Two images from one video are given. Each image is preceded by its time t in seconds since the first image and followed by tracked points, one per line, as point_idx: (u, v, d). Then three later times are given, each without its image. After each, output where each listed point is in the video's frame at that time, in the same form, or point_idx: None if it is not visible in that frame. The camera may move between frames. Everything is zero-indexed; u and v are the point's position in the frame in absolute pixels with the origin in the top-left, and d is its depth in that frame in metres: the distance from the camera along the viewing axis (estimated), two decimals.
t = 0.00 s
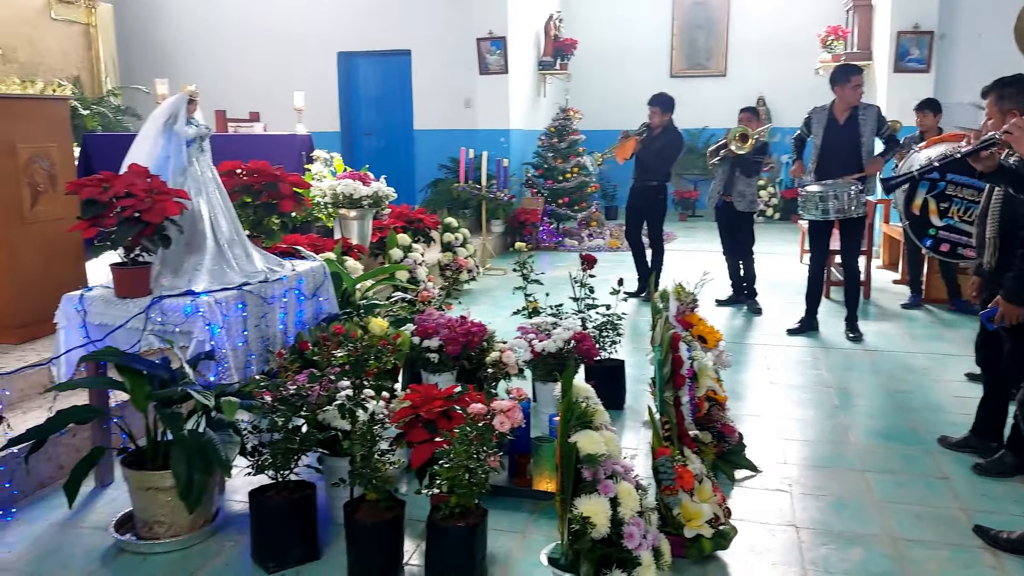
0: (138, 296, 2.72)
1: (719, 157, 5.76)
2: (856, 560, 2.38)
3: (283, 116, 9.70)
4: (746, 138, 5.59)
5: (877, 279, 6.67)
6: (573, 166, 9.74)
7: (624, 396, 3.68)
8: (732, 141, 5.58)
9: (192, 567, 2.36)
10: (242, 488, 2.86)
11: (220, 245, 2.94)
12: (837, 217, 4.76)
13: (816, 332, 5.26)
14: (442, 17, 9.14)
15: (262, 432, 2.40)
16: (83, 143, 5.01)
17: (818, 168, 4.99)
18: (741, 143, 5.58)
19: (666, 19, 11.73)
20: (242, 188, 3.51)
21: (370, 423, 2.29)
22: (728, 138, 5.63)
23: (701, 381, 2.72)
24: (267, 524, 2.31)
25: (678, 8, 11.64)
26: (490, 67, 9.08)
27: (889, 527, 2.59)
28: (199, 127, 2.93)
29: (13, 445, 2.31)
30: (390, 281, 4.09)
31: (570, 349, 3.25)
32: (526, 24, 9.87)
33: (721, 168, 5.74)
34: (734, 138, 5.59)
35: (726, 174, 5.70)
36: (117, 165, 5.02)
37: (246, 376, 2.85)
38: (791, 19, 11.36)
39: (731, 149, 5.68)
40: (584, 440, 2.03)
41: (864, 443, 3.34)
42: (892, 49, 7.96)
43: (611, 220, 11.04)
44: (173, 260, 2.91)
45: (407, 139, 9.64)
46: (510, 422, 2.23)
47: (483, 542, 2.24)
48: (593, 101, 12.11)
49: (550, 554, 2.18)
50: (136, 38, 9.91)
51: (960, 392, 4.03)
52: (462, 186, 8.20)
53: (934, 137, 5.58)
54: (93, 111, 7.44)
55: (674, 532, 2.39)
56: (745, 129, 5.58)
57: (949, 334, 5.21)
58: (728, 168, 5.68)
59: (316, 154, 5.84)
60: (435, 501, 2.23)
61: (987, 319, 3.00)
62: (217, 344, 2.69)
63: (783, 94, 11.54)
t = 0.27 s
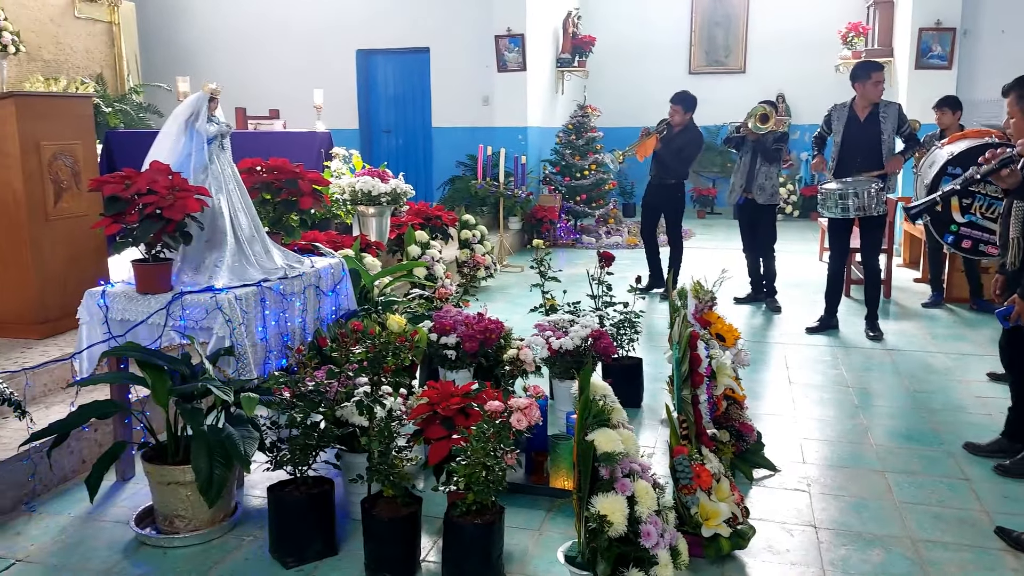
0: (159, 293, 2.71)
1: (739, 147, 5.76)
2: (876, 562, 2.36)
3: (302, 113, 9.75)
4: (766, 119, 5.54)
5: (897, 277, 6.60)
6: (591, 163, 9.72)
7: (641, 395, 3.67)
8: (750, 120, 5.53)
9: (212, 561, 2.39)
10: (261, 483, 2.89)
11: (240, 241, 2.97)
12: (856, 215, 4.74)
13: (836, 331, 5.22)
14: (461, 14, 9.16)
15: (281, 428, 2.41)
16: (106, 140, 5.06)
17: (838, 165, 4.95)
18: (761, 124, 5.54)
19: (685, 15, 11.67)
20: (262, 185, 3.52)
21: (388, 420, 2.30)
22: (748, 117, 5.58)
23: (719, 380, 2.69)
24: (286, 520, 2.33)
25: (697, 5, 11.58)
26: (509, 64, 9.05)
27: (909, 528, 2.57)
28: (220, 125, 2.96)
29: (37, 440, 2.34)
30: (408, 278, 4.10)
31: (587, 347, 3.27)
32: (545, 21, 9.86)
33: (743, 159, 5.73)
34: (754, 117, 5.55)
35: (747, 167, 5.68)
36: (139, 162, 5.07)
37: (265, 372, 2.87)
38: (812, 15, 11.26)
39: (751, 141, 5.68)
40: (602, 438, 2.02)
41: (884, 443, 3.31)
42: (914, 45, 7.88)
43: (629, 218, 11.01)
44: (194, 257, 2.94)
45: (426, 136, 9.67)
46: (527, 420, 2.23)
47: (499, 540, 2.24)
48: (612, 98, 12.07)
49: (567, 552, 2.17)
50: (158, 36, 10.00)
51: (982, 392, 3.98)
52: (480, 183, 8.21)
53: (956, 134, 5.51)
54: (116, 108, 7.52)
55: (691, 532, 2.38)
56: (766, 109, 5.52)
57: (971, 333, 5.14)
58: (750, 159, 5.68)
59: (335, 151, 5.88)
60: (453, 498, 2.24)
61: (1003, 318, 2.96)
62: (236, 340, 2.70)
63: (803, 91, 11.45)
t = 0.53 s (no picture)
0: (177, 289, 2.74)
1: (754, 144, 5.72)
2: (891, 562, 2.34)
3: (317, 110, 9.78)
4: (782, 116, 5.45)
5: (913, 276, 6.55)
6: (605, 161, 9.70)
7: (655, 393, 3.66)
8: (766, 117, 5.44)
9: (226, 556, 2.40)
10: (275, 479, 2.90)
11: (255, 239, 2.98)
12: (873, 213, 4.70)
13: (852, 330, 5.18)
14: (475, 12, 9.17)
15: (295, 424, 2.43)
16: (123, 137, 5.10)
17: (854, 163, 4.91)
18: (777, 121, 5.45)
19: (700, 12, 11.62)
20: (277, 182, 3.54)
21: (401, 417, 2.31)
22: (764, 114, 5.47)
23: (733, 378, 2.68)
24: (300, 516, 2.34)
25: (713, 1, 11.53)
26: (523, 61, 9.06)
27: (925, 528, 2.55)
28: (235, 123, 2.98)
29: (55, 435, 2.37)
30: (422, 276, 4.10)
31: (601, 345, 3.25)
32: (559, 18, 9.84)
33: (760, 157, 5.68)
34: (770, 114, 5.44)
35: (765, 165, 5.63)
36: (156, 159, 5.10)
37: (279, 369, 2.89)
38: (828, 12, 11.18)
39: (768, 139, 5.63)
40: (614, 437, 2.01)
41: (899, 443, 3.28)
42: (931, 42, 7.85)
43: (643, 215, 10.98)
44: (209, 254, 2.95)
45: (440, 133, 9.68)
46: (540, 418, 2.23)
47: (512, 537, 2.24)
48: (626, 96, 12.03)
49: (580, 551, 2.17)
50: (175, 34, 10.06)
51: (999, 392, 3.94)
52: (494, 181, 8.21)
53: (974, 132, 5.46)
54: (133, 106, 7.57)
55: (705, 531, 2.37)
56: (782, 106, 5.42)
57: (988, 332, 5.10)
58: (767, 157, 5.63)
59: (349, 148, 5.90)
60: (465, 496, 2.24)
61: None
62: (251, 337, 2.72)
63: (819, 88, 11.37)
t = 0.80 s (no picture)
0: (184, 288, 2.75)
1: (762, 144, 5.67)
2: (899, 563, 2.33)
3: (324, 109, 9.79)
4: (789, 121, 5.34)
5: (921, 275, 6.53)
6: (613, 160, 9.70)
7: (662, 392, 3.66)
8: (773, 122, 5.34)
9: (234, 555, 2.41)
10: (282, 477, 2.91)
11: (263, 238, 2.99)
12: (880, 212, 4.69)
13: (860, 329, 5.16)
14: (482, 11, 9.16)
15: (302, 423, 2.43)
16: (132, 137, 5.12)
17: (863, 162, 4.89)
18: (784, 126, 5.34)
19: (707, 10, 11.59)
20: (285, 181, 3.55)
21: (408, 416, 2.31)
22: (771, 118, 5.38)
23: (741, 378, 2.67)
24: (307, 514, 2.35)
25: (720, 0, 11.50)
26: (531, 60, 9.03)
27: (933, 529, 2.54)
28: (243, 122, 2.99)
29: (63, 433, 2.38)
30: (429, 275, 4.10)
31: (608, 344, 3.23)
32: (567, 17, 9.82)
33: (768, 158, 5.66)
34: (777, 119, 5.35)
35: (773, 165, 5.62)
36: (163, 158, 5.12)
37: (287, 367, 2.90)
38: (836, 10, 11.14)
39: (776, 140, 5.60)
40: (621, 437, 2.01)
41: (907, 444, 3.27)
42: (940, 41, 7.79)
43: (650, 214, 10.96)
44: (217, 253, 2.95)
45: (447, 132, 9.69)
46: (547, 417, 2.22)
47: (519, 537, 2.24)
48: (634, 94, 12.00)
49: (586, 550, 2.16)
50: (183, 33, 10.09)
51: (1007, 392, 3.92)
52: (501, 180, 8.21)
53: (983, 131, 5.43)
54: (141, 105, 7.59)
55: (712, 531, 2.36)
56: (789, 110, 5.32)
57: (997, 332, 5.07)
58: (775, 158, 5.60)
59: (357, 147, 5.91)
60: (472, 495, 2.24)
61: None
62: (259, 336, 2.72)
63: (828, 87, 11.32)
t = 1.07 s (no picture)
0: (187, 287, 2.76)
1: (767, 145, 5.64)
2: (902, 563, 2.33)
3: (329, 107, 9.80)
4: (792, 124, 5.34)
5: (926, 275, 6.51)
6: (617, 159, 9.69)
7: (666, 391, 3.66)
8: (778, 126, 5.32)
9: (237, 553, 2.41)
10: (286, 476, 2.91)
11: (267, 237, 2.99)
12: (885, 212, 4.66)
13: (864, 329, 5.15)
14: (487, 10, 9.16)
15: (306, 422, 2.43)
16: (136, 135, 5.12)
17: (868, 161, 4.88)
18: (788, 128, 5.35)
19: (712, 9, 11.57)
20: (289, 180, 3.55)
21: (412, 415, 2.31)
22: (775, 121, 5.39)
23: (744, 377, 2.67)
24: (311, 513, 2.35)
25: None
26: (535, 59, 9.00)
27: (937, 529, 2.53)
28: (247, 120, 3.00)
29: (67, 431, 2.38)
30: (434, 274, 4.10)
31: (612, 343, 3.25)
32: (571, 16, 9.80)
33: (772, 158, 5.65)
34: (781, 123, 5.36)
35: (777, 166, 5.61)
36: (167, 157, 5.12)
37: (291, 366, 2.90)
38: (841, 8, 11.10)
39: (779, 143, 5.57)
40: (625, 435, 2.01)
41: (911, 443, 3.26)
42: (945, 40, 7.75)
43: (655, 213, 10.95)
44: (221, 251, 2.96)
45: (451, 131, 9.69)
46: (551, 416, 2.23)
47: (522, 536, 2.24)
48: (638, 93, 11.98)
49: (591, 549, 2.15)
50: (188, 32, 10.10)
51: (1012, 392, 3.91)
52: (506, 178, 8.21)
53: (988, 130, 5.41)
54: (146, 103, 7.60)
55: (715, 530, 2.36)
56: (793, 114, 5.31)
57: (1002, 332, 5.06)
58: (779, 159, 5.59)
59: (361, 145, 5.91)
60: (476, 493, 2.24)
61: None
62: (263, 334, 2.73)
63: (833, 86, 11.30)
